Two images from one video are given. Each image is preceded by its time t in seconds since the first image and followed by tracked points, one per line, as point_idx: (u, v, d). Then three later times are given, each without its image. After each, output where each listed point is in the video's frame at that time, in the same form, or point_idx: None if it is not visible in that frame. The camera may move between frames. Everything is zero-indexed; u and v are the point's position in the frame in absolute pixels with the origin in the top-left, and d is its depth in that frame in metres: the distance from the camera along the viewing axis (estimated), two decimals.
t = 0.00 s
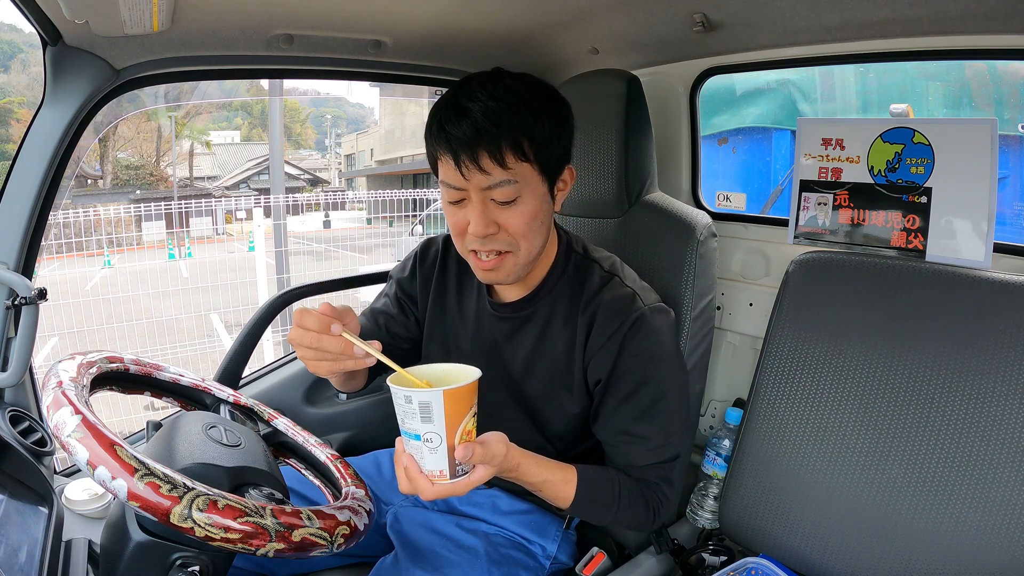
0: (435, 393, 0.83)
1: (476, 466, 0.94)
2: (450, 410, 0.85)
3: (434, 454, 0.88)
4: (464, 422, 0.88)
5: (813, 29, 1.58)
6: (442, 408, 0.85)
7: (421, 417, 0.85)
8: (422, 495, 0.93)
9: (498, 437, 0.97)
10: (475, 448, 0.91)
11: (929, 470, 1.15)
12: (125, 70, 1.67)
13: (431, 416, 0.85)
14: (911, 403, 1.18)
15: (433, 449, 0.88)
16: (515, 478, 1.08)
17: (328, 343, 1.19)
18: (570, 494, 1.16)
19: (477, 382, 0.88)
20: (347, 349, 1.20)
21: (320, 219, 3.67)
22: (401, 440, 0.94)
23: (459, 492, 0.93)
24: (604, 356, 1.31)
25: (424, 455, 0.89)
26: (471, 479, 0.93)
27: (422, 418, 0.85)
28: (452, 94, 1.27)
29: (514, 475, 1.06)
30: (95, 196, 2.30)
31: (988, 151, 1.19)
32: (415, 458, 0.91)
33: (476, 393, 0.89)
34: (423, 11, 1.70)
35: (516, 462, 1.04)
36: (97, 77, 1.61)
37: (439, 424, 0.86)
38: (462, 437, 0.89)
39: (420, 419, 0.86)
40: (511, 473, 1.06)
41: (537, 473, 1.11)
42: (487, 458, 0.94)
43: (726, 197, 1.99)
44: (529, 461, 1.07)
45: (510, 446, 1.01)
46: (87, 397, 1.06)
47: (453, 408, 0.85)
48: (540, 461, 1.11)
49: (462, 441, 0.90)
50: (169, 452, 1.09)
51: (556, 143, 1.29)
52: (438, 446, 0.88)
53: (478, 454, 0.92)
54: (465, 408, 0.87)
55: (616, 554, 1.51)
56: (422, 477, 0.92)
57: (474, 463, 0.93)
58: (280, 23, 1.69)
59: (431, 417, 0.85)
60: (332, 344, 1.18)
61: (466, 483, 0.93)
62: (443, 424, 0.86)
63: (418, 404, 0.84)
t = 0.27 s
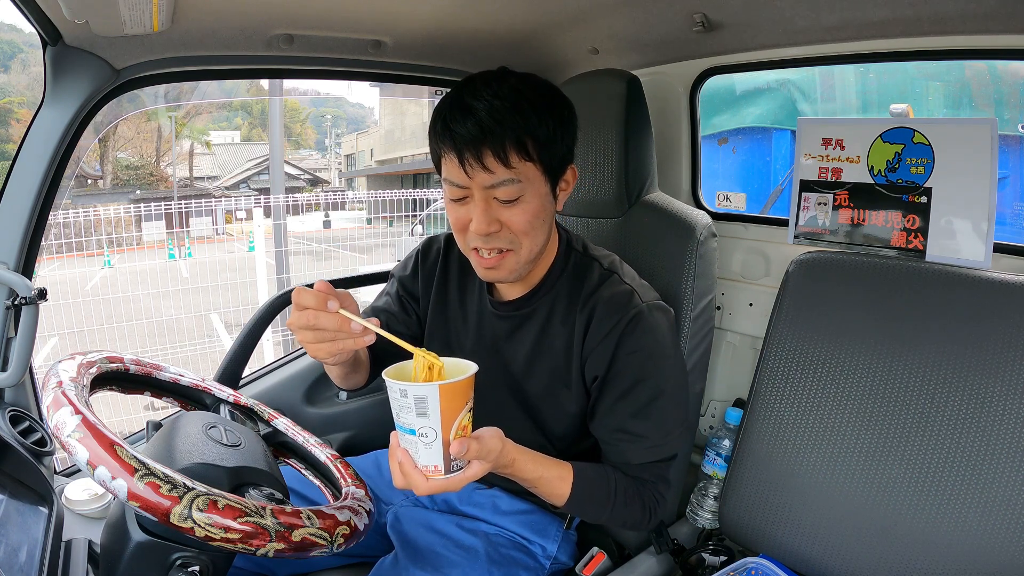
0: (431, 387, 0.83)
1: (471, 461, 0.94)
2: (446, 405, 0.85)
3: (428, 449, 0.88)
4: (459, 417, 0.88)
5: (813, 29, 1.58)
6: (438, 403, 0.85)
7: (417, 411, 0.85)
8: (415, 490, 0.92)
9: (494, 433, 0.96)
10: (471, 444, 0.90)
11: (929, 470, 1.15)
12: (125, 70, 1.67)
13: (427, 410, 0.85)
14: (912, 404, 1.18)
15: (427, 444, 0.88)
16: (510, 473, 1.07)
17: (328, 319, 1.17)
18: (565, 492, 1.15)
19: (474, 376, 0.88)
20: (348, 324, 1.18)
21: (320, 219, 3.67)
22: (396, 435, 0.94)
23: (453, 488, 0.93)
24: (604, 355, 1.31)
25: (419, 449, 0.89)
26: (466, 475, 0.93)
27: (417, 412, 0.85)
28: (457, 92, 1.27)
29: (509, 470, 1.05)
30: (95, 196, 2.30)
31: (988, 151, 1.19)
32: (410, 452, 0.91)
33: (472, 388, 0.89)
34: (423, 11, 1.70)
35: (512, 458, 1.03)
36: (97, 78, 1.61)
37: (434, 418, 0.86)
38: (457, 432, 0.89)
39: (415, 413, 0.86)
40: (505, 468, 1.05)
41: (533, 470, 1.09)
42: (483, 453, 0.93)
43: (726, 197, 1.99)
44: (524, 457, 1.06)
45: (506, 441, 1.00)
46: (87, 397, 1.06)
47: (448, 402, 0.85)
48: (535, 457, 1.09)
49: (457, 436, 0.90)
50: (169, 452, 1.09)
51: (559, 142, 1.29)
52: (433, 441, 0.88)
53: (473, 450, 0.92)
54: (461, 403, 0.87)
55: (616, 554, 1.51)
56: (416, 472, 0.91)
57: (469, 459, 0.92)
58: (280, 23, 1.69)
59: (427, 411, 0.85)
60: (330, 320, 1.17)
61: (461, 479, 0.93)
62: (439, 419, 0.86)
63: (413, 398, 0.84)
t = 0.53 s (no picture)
0: (431, 390, 0.83)
1: (472, 462, 0.94)
2: (446, 407, 0.85)
3: (430, 450, 0.88)
4: (460, 418, 0.88)
5: (813, 29, 1.58)
6: (439, 405, 0.84)
7: (418, 413, 0.85)
8: (416, 491, 0.92)
9: (494, 433, 0.97)
10: (471, 445, 0.90)
11: (929, 470, 1.15)
12: (125, 70, 1.67)
13: (427, 412, 0.85)
14: (912, 404, 1.18)
15: (429, 446, 0.88)
16: (510, 473, 1.07)
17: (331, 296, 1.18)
18: (566, 491, 1.14)
19: (473, 377, 0.88)
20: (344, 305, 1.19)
21: (320, 219, 3.67)
22: (397, 437, 0.94)
23: (455, 489, 0.93)
24: (604, 355, 1.31)
25: (420, 451, 0.89)
26: (468, 475, 0.93)
27: (418, 414, 0.85)
28: (461, 95, 1.26)
29: (510, 470, 1.05)
30: (95, 196, 2.30)
31: (988, 151, 1.19)
32: (410, 454, 0.91)
33: (472, 389, 0.89)
34: (423, 10, 1.70)
35: (513, 458, 1.03)
36: (97, 78, 1.61)
37: (435, 420, 0.86)
38: (458, 433, 0.89)
39: (416, 415, 0.86)
40: (507, 468, 1.04)
41: (534, 469, 1.09)
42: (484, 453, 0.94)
43: (726, 197, 1.99)
44: (525, 457, 1.06)
45: (507, 441, 1.00)
46: (87, 397, 1.06)
47: (449, 404, 0.85)
48: (536, 456, 1.09)
49: (458, 437, 0.90)
50: (169, 451, 1.09)
51: (562, 146, 1.29)
52: (434, 443, 0.88)
53: (474, 450, 0.92)
54: (461, 404, 0.87)
55: (616, 554, 1.51)
56: (417, 473, 0.91)
57: (470, 459, 0.92)
58: (280, 23, 1.68)
59: (428, 414, 0.85)
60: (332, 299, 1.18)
61: (462, 480, 0.93)
62: (439, 421, 0.86)
63: (414, 401, 0.84)
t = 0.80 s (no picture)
0: (436, 384, 0.83)
1: (476, 460, 0.94)
2: (450, 402, 0.85)
3: (433, 446, 0.88)
4: (463, 414, 0.88)
5: (813, 29, 1.58)
6: (442, 400, 0.84)
7: (422, 408, 0.85)
8: (420, 489, 0.91)
9: (498, 431, 0.97)
10: (475, 441, 0.90)
11: (929, 470, 1.15)
12: (125, 70, 1.67)
13: (431, 408, 0.85)
14: (912, 404, 1.18)
15: (432, 442, 0.88)
16: (512, 472, 1.07)
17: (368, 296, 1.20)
18: (568, 490, 1.15)
19: (477, 374, 0.89)
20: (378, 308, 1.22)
21: (320, 219, 3.67)
22: (399, 434, 0.94)
23: (457, 486, 0.93)
24: (603, 353, 1.31)
25: (423, 447, 0.89)
26: (470, 473, 0.93)
27: (422, 410, 0.85)
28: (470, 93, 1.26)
29: (512, 469, 1.05)
30: (95, 196, 2.30)
31: (988, 151, 1.19)
32: (413, 451, 0.91)
33: (475, 386, 0.89)
34: (423, 11, 1.70)
35: (515, 456, 1.03)
36: (97, 78, 1.61)
37: (439, 416, 0.86)
38: (461, 430, 0.89)
39: (420, 410, 0.86)
40: (509, 467, 1.04)
41: (535, 468, 1.09)
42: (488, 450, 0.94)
43: (726, 197, 1.99)
44: (527, 456, 1.06)
45: (510, 439, 1.00)
46: (87, 397, 1.06)
47: (453, 400, 0.85)
48: (537, 455, 1.09)
49: (461, 433, 0.89)
50: (169, 451, 1.09)
51: (569, 148, 1.29)
52: (437, 439, 0.88)
53: (478, 446, 0.92)
54: (465, 400, 0.87)
55: (616, 554, 1.51)
56: (421, 470, 0.91)
57: (474, 456, 0.92)
58: (280, 23, 1.68)
59: (431, 409, 0.85)
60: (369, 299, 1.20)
61: (465, 477, 0.93)
62: (443, 416, 0.86)
63: (418, 396, 0.84)
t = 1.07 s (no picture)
0: (433, 383, 0.83)
1: (472, 459, 0.94)
2: (447, 402, 0.85)
3: (430, 445, 0.88)
4: (460, 413, 0.88)
5: (813, 29, 1.58)
6: (439, 399, 0.84)
7: (419, 408, 0.85)
8: (416, 487, 0.91)
9: (495, 430, 0.97)
10: (471, 440, 0.90)
11: (929, 470, 1.15)
12: (125, 70, 1.67)
13: (428, 407, 0.85)
14: (912, 404, 1.18)
15: (429, 441, 0.88)
16: (509, 471, 1.07)
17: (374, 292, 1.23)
18: (565, 489, 1.15)
19: (475, 373, 0.88)
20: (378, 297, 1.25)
21: (320, 219, 3.67)
22: (397, 432, 0.94)
23: (454, 485, 0.93)
24: (603, 353, 1.31)
25: (420, 446, 0.89)
26: (466, 472, 0.93)
27: (419, 409, 0.85)
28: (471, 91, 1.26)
29: (509, 468, 1.05)
30: (95, 196, 2.30)
31: (988, 151, 1.19)
32: (410, 449, 0.91)
33: (473, 385, 0.89)
34: (423, 11, 1.70)
35: (511, 455, 1.04)
36: (97, 78, 1.61)
37: (436, 415, 0.86)
38: (458, 428, 0.89)
39: (417, 409, 0.85)
40: (505, 466, 1.05)
41: (532, 467, 1.10)
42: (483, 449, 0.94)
43: (726, 197, 1.99)
44: (524, 455, 1.07)
45: (506, 439, 1.00)
46: (87, 397, 1.06)
47: (449, 399, 0.85)
48: (534, 454, 1.10)
49: (458, 432, 0.89)
50: (169, 451, 1.09)
51: (568, 146, 1.29)
52: (434, 438, 0.88)
53: (474, 446, 0.92)
54: (462, 399, 0.87)
55: (616, 554, 1.51)
56: (418, 469, 0.91)
57: (470, 455, 0.92)
58: (280, 22, 1.68)
59: (428, 408, 0.85)
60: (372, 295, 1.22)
61: (461, 476, 0.93)
62: (440, 415, 0.86)
63: (415, 395, 0.84)
